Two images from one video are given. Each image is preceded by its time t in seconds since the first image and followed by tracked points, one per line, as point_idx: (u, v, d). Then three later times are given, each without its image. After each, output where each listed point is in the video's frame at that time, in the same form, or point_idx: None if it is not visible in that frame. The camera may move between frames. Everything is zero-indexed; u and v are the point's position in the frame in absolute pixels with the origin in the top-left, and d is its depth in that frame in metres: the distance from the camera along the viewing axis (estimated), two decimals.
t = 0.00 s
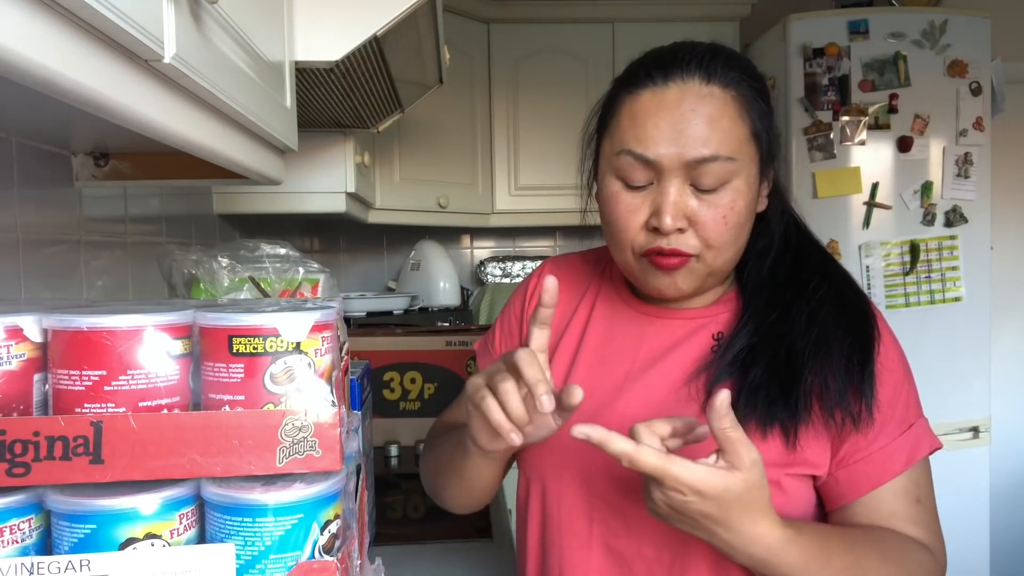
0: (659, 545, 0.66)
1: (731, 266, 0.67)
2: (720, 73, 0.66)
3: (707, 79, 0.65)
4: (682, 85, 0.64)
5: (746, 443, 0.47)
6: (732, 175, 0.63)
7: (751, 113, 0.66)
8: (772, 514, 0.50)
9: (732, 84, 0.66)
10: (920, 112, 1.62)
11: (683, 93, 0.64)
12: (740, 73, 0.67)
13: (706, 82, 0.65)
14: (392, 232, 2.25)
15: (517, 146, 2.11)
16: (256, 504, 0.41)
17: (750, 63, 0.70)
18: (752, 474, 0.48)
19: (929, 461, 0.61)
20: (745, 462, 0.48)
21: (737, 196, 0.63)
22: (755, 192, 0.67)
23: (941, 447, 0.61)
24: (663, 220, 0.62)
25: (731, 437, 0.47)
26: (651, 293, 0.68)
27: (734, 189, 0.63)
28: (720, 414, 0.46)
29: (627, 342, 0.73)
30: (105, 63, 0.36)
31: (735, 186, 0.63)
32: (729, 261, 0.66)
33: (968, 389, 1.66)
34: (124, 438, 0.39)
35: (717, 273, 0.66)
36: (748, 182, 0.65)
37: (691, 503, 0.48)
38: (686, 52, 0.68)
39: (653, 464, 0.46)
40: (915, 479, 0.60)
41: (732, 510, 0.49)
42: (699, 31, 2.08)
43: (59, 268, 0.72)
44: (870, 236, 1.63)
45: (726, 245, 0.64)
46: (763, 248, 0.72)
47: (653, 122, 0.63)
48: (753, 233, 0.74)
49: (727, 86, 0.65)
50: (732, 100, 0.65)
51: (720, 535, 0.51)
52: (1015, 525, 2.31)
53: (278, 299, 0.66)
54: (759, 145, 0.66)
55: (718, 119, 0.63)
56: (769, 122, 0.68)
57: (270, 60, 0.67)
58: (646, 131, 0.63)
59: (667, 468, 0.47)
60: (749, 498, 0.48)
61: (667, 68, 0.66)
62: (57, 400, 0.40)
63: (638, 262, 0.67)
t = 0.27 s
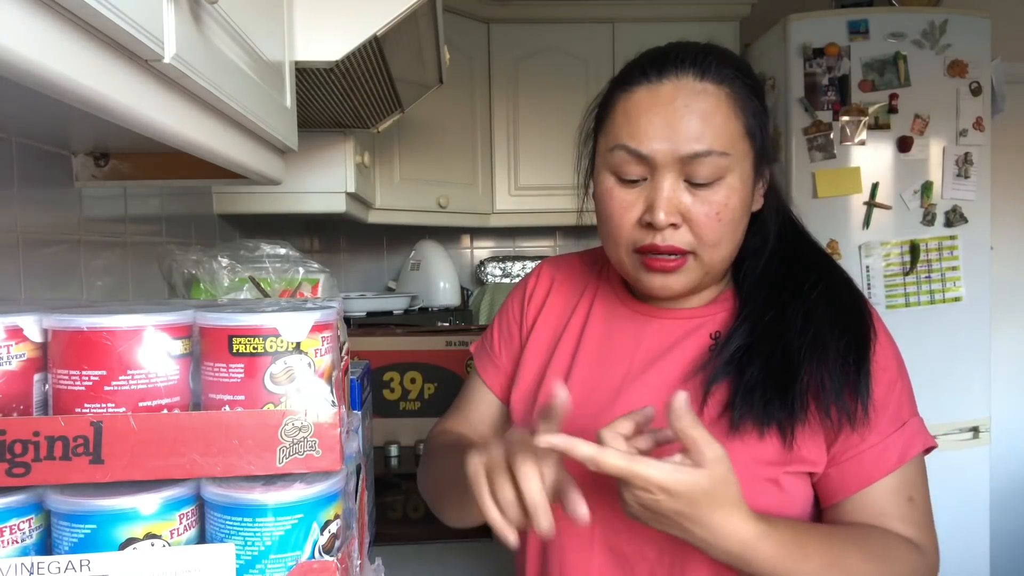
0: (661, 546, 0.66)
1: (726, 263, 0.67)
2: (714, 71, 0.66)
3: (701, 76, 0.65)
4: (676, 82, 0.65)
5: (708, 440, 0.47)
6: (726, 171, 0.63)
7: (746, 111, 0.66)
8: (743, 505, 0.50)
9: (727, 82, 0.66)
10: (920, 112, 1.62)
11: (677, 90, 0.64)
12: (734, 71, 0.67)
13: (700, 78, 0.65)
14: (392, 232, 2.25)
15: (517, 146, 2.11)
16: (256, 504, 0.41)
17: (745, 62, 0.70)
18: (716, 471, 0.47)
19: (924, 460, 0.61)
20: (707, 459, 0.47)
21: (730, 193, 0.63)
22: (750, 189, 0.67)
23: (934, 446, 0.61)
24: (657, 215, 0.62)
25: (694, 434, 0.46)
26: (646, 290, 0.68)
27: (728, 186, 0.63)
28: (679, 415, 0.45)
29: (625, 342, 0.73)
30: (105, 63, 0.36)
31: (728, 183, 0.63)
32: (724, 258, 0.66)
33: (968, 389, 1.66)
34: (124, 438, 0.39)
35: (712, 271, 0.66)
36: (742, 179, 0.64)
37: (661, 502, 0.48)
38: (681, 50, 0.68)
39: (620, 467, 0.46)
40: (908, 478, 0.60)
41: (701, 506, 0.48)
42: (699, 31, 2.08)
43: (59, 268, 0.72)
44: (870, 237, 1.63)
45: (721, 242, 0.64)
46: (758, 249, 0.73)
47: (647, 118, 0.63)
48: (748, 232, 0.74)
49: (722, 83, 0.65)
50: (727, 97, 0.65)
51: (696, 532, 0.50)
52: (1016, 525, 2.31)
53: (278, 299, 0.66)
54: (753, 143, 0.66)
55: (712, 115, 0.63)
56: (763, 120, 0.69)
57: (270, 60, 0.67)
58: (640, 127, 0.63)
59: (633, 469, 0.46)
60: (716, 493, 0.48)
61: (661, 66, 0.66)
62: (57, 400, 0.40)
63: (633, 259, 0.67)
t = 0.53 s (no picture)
0: (658, 544, 0.66)
1: (725, 260, 0.67)
2: (713, 68, 0.66)
3: (699, 73, 0.65)
4: (675, 78, 0.65)
5: (769, 471, 0.46)
6: (724, 167, 0.63)
7: (743, 107, 0.66)
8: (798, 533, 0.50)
9: (724, 79, 0.66)
10: (920, 112, 1.62)
11: (675, 87, 0.64)
12: (731, 68, 0.67)
13: (698, 75, 0.65)
14: (392, 232, 2.26)
15: (517, 146, 2.11)
16: (256, 504, 0.41)
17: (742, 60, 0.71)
18: (779, 503, 0.47)
19: (930, 459, 0.61)
20: (769, 491, 0.47)
21: (729, 189, 0.64)
22: (748, 186, 0.67)
23: (940, 444, 0.61)
24: (656, 211, 0.62)
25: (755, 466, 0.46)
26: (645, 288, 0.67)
27: (727, 181, 0.63)
28: (744, 446, 0.45)
29: (621, 340, 0.73)
30: (106, 63, 0.36)
31: (727, 179, 0.63)
32: (723, 254, 0.66)
33: (968, 389, 1.66)
34: (124, 438, 0.39)
35: (712, 267, 0.66)
36: (740, 175, 0.65)
37: (719, 533, 0.48)
38: (677, 49, 0.68)
39: (683, 500, 0.46)
40: (918, 476, 0.60)
41: (758, 535, 0.48)
42: (699, 31, 2.08)
43: (59, 268, 0.72)
44: (870, 237, 1.63)
45: (720, 237, 0.64)
46: (755, 248, 0.73)
47: (645, 115, 0.63)
48: (746, 230, 0.74)
49: (719, 80, 0.66)
50: (724, 94, 0.65)
51: (749, 560, 0.50)
52: (1016, 525, 2.30)
53: (278, 299, 0.66)
54: (751, 139, 0.66)
55: (710, 111, 0.63)
56: (760, 118, 0.69)
57: (270, 60, 0.67)
58: (638, 123, 0.64)
59: (695, 501, 0.46)
60: (775, 524, 0.48)
61: (659, 63, 0.67)
62: (57, 400, 0.40)
63: (632, 256, 0.66)
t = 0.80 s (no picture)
0: (656, 544, 0.66)
1: (726, 260, 0.67)
2: (714, 68, 0.66)
3: (699, 74, 0.65)
4: (675, 79, 0.65)
5: (778, 466, 0.46)
6: (725, 168, 0.63)
7: (743, 107, 0.66)
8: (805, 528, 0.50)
9: (725, 79, 0.66)
10: (920, 112, 1.62)
11: (676, 88, 0.64)
12: (732, 68, 0.67)
13: (699, 76, 0.65)
14: (392, 232, 2.25)
15: (517, 146, 2.11)
16: (256, 504, 0.41)
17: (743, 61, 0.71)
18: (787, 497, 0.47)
19: (931, 458, 0.61)
20: (778, 485, 0.47)
21: (730, 189, 0.64)
22: (749, 187, 0.67)
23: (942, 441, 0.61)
24: (657, 212, 0.62)
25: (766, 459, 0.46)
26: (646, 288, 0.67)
27: (727, 182, 0.63)
28: (755, 443, 0.44)
29: (621, 337, 0.73)
30: (106, 63, 0.36)
31: (728, 179, 0.63)
32: (725, 254, 0.66)
33: (968, 389, 1.66)
34: (123, 438, 0.39)
35: (713, 268, 0.66)
36: (741, 175, 0.64)
37: (729, 530, 0.47)
38: (677, 49, 0.68)
39: (693, 497, 0.45)
40: (920, 474, 0.60)
41: (767, 531, 0.48)
42: (699, 31, 2.08)
43: (59, 269, 0.72)
44: (870, 237, 1.63)
45: (721, 238, 0.64)
46: (756, 245, 0.73)
47: (646, 116, 0.63)
48: (748, 228, 0.74)
49: (720, 79, 0.66)
50: (725, 94, 0.65)
51: (758, 554, 0.50)
52: (1016, 525, 2.30)
53: (278, 299, 0.66)
54: (752, 140, 0.66)
55: (711, 112, 0.63)
56: (761, 118, 0.69)
57: (270, 60, 0.67)
58: (639, 124, 0.64)
59: (706, 497, 0.45)
60: (784, 518, 0.48)
61: (659, 64, 0.67)
62: (57, 400, 0.40)
63: (633, 258, 0.66)
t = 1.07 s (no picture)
0: (656, 545, 0.66)
1: (726, 263, 0.67)
2: (711, 71, 0.66)
3: (698, 76, 0.65)
4: (672, 83, 0.65)
5: (779, 471, 0.46)
6: (724, 171, 0.63)
7: (742, 109, 0.66)
8: (804, 531, 0.50)
9: (723, 82, 0.66)
10: (920, 112, 1.62)
11: (674, 91, 0.64)
12: (730, 69, 0.67)
13: (697, 78, 0.65)
14: (392, 232, 2.25)
15: (517, 146, 2.11)
16: (256, 504, 0.41)
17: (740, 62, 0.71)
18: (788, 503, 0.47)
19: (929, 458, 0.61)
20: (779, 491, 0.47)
21: (729, 193, 0.64)
22: (748, 189, 0.67)
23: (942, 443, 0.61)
24: (656, 216, 0.62)
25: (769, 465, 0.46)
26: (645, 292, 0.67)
27: (726, 186, 0.63)
28: (758, 450, 0.45)
29: (620, 340, 0.73)
30: (105, 63, 0.36)
31: (727, 182, 0.63)
32: (724, 257, 0.66)
33: (968, 389, 1.66)
34: (123, 438, 0.39)
35: (712, 271, 0.66)
36: (740, 178, 0.64)
37: (730, 536, 0.47)
38: (675, 51, 0.68)
39: (695, 502, 0.45)
40: (920, 476, 0.60)
41: (767, 535, 0.48)
42: (699, 31, 2.08)
43: (59, 269, 0.72)
44: (870, 237, 1.63)
45: (720, 242, 0.64)
46: (756, 247, 0.73)
47: (644, 120, 0.63)
48: (747, 230, 0.74)
49: (718, 82, 0.65)
50: (723, 97, 0.65)
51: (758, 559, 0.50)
52: (1016, 525, 2.30)
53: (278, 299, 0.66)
54: (750, 142, 0.66)
55: (708, 115, 0.63)
56: (759, 119, 0.69)
57: (269, 60, 0.67)
58: (637, 128, 0.64)
59: (708, 503, 0.45)
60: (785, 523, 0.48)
61: (657, 67, 0.67)
62: (57, 400, 0.40)
63: (631, 262, 0.67)
